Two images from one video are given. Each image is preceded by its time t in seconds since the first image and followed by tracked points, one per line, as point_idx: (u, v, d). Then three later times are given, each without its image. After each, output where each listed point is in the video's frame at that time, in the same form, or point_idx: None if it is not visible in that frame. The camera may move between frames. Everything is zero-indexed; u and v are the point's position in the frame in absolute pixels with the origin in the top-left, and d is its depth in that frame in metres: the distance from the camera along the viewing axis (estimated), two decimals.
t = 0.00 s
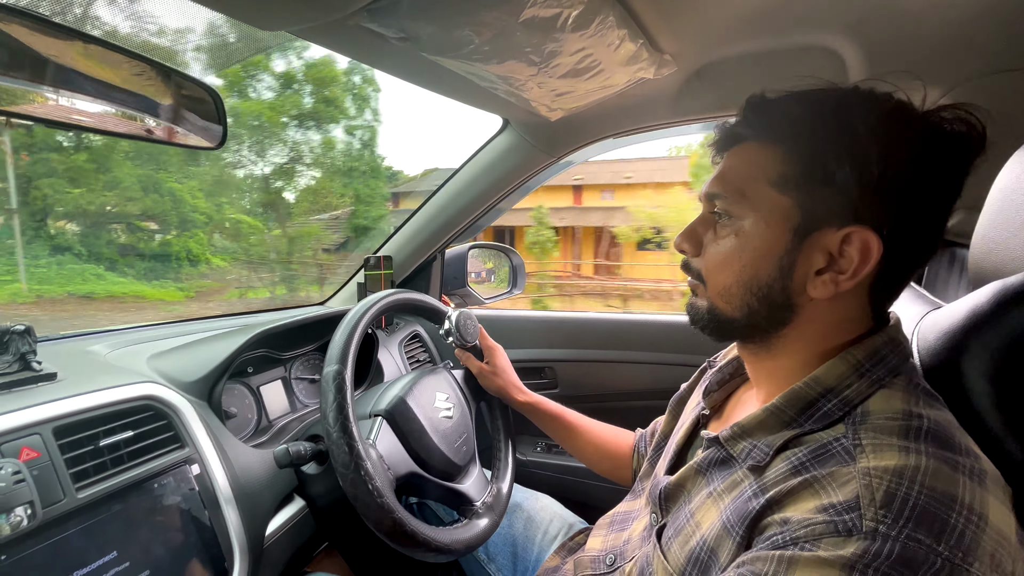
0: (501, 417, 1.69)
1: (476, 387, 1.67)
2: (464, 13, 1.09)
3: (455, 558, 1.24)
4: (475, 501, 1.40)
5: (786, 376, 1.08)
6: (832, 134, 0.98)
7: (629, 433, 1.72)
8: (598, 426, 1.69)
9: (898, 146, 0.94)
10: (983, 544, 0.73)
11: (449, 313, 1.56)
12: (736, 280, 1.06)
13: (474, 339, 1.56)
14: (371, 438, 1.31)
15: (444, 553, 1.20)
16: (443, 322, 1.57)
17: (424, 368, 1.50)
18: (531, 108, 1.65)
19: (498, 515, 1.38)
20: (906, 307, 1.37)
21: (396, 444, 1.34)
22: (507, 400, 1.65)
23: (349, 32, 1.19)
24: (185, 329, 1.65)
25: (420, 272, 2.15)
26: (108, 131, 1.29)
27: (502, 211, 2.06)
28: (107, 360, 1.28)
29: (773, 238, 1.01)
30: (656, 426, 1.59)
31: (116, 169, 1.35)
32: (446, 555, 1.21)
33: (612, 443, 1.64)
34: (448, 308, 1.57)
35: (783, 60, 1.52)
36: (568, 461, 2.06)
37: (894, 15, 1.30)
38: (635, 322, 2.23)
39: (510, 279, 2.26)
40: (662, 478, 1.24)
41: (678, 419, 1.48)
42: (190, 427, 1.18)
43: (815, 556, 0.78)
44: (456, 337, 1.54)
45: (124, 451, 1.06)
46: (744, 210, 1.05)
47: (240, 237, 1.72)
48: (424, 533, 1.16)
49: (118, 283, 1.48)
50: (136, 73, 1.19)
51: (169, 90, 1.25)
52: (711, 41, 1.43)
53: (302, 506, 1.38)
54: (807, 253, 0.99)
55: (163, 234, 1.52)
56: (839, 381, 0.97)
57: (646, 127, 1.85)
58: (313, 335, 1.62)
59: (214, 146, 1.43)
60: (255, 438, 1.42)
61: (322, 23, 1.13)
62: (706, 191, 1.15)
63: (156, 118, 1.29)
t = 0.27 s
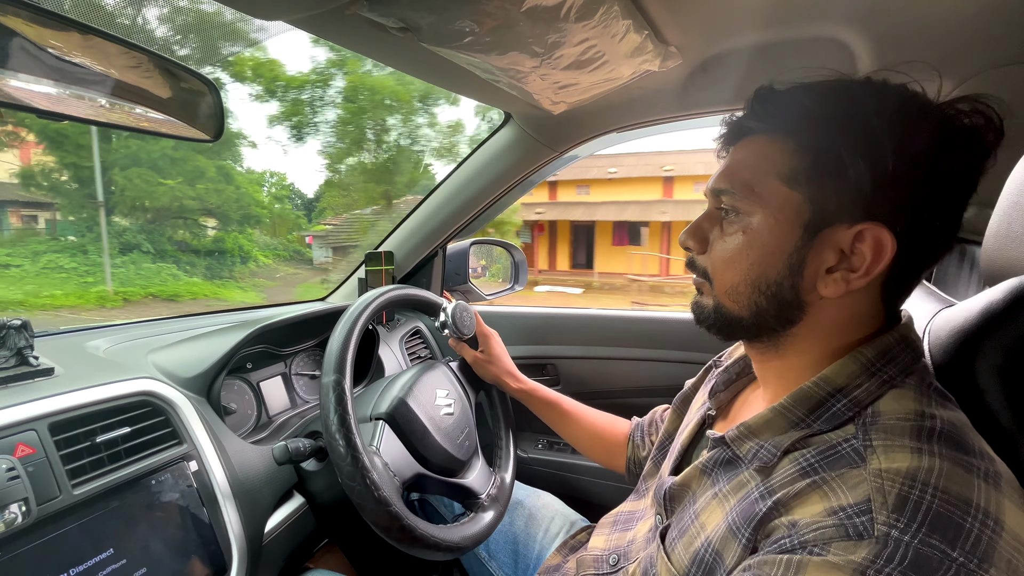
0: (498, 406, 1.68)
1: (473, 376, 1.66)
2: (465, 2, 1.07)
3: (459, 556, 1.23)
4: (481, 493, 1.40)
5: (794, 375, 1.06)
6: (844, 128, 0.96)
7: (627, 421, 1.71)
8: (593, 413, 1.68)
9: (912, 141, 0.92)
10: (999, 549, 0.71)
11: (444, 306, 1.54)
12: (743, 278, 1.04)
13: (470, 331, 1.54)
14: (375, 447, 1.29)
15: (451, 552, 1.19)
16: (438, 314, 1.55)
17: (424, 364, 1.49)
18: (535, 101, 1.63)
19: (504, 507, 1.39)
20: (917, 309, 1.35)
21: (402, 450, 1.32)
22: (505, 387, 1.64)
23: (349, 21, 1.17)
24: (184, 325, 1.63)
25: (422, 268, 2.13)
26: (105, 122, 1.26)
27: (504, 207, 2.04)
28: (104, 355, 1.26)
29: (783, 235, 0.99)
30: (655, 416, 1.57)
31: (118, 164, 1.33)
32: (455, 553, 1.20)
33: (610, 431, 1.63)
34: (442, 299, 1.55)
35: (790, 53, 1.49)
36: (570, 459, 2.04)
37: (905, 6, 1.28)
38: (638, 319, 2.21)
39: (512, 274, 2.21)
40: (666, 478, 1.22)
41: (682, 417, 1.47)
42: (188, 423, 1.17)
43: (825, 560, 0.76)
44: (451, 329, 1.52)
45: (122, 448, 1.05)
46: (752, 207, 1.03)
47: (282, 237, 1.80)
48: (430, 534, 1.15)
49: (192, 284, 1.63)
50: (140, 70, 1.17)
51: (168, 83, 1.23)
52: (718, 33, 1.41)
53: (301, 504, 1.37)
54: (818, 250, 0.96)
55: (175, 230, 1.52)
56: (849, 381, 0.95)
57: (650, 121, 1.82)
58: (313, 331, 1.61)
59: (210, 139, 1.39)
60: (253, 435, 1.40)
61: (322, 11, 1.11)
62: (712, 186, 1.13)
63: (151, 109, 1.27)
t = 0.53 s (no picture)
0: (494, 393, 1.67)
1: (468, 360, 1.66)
2: None
3: (462, 552, 1.22)
4: (487, 479, 1.42)
5: (798, 369, 1.05)
6: (853, 120, 0.95)
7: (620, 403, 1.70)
8: (585, 395, 1.68)
9: (923, 133, 0.91)
10: (1006, 542, 0.70)
11: (432, 295, 1.52)
12: (748, 272, 1.03)
13: (459, 320, 1.54)
14: (383, 460, 1.26)
15: (453, 548, 1.19)
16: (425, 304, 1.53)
17: (422, 358, 1.47)
18: (535, 95, 1.62)
19: (510, 487, 1.42)
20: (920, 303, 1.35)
21: (409, 456, 1.30)
22: (497, 368, 1.64)
23: (347, 10, 1.15)
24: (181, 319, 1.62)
25: (420, 263, 2.12)
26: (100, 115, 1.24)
27: (502, 202, 2.03)
28: (99, 348, 1.25)
29: (789, 229, 0.98)
30: (649, 399, 1.58)
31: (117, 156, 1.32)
32: (456, 549, 1.20)
33: (603, 413, 1.63)
34: (430, 287, 1.54)
35: (792, 45, 1.48)
36: (569, 455, 2.03)
37: None
38: (637, 314, 2.20)
39: (511, 271, 2.16)
40: (668, 471, 1.21)
41: (681, 409, 1.46)
42: (184, 417, 1.16)
43: (830, 554, 0.75)
44: (440, 317, 1.52)
45: (116, 443, 1.04)
46: (758, 200, 1.02)
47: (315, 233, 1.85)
48: (433, 530, 1.14)
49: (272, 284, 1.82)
50: (135, 62, 1.14)
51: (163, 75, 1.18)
52: (721, 24, 1.39)
53: (300, 499, 1.36)
54: (825, 243, 0.96)
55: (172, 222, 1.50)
56: (854, 374, 0.94)
57: (650, 116, 1.81)
58: (311, 325, 1.60)
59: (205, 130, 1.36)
60: (251, 430, 1.39)
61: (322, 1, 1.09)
62: (716, 178, 1.12)
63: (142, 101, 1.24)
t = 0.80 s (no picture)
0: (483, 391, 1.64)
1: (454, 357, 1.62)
2: None
3: (450, 557, 1.19)
4: (477, 478, 1.40)
5: (791, 368, 1.02)
6: (846, 113, 0.92)
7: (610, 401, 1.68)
8: (575, 390, 1.65)
9: (916, 125, 0.89)
10: (1001, 550, 0.68)
11: (414, 293, 1.48)
12: (739, 270, 1.00)
13: (445, 319, 1.51)
14: (370, 471, 1.23)
15: (439, 555, 1.15)
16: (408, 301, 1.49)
17: (408, 358, 1.44)
18: (523, 89, 1.59)
19: (501, 487, 1.40)
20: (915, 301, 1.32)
21: (398, 466, 1.27)
22: (485, 365, 1.61)
23: None
24: (162, 319, 1.58)
25: (409, 262, 2.09)
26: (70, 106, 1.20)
27: (491, 201, 2.00)
28: (72, 351, 1.21)
29: (781, 225, 0.96)
30: (640, 395, 1.55)
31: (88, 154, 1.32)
32: (442, 556, 1.16)
33: (593, 410, 1.60)
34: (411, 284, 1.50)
35: (786, 39, 1.46)
36: (561, 456, 2.00)
37: None
38: (629, 313, 2.18)
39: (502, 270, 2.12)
40: (659, 472, 1.19)
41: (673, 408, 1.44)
42: (159, 424, 1.12)
43: (821, 560, 0.73)
44: (424, 317, 1.48)
45: (85, 451, 1.00)
46: (750, 196, 0.99)
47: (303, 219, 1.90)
48: (418, 536, 1.11)
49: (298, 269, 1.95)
50: (106, 52, 1.09)
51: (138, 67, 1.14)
52: (713, 17, 1.37)
53: (282, 505, 1.32)
54: (818, 239, 0.93)
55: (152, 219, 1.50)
56: (848, 374, 0.92)
57: (639, 111, 1.78)
58: (295, 326, 1.56)
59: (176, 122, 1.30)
60: (233, 434, 1.35)
61: None
62: (707, 174, 1.09)
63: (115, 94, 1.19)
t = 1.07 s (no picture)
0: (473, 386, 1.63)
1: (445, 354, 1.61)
2: None
3: (436, 555, 1.18)
4: (465, 475, 1.39)
5: (779, 366, 1.02)
6: (830, 107, 0.91)
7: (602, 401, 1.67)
8: (566, 388, 1.64)
9: (901, 118, 0.87)
10: (984, 548, 0.68)
11: (404, 288, 1.47)
12: (727, 264, 0.99)
13: (435, 314, 1.49)
14: (354, 466, 1.20)
15: (423, 552, 1.14)
16: (400, 297, 1.49)
17: (397, 354, 1.43)
18: (512, 80, 1.57)
19: (490, 484, 1.39)
20: (904, 296, 1.32)
21: (383, 461, 1.25)
22: (476, 362, 1.59)
23: None
24: (146, 315, 1.56)
25: (399, 256, 2.07)
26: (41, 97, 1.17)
27: (480, 194, 1.98)
28: (51, 349, 1.19)
29: (767, 219, 0.94)
30: (632, 392, 1.54)
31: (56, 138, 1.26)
32: (427, 553, 1.15)
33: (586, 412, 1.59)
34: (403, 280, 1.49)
35: (777, 30, 1.44)
36: (553, 450, 1.99)
37: None
38: (620, 306, 2.17)
39: (494, 261, 2.16)
40: (649, 470, 1.18)
41: (663, 405, 1.43)
42: (139, 423, 1.10)
43: (804, 557, 0.72)
44: (415, 313, 1.46)
45: (62, 451, 0.98)
46: (736, 190, 0.98)
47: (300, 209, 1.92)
48: (401, 533, 1.10)
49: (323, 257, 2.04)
50: (81, 39, 1.08)
51: (118, 54, 1.14)
52: (703, 7, 1.35)
53: (268, 502, 1.31)
54: (803, 234, 0.92)
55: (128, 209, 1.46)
56: (836, 372, 0.91)
57: (630, 104, 1.77)
58: (281, 321, 1.54)
59: (153, 111, 1.30)
60: (217, 431, 1.33)
61: None
62: (695, 169, 1.08)
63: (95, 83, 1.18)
